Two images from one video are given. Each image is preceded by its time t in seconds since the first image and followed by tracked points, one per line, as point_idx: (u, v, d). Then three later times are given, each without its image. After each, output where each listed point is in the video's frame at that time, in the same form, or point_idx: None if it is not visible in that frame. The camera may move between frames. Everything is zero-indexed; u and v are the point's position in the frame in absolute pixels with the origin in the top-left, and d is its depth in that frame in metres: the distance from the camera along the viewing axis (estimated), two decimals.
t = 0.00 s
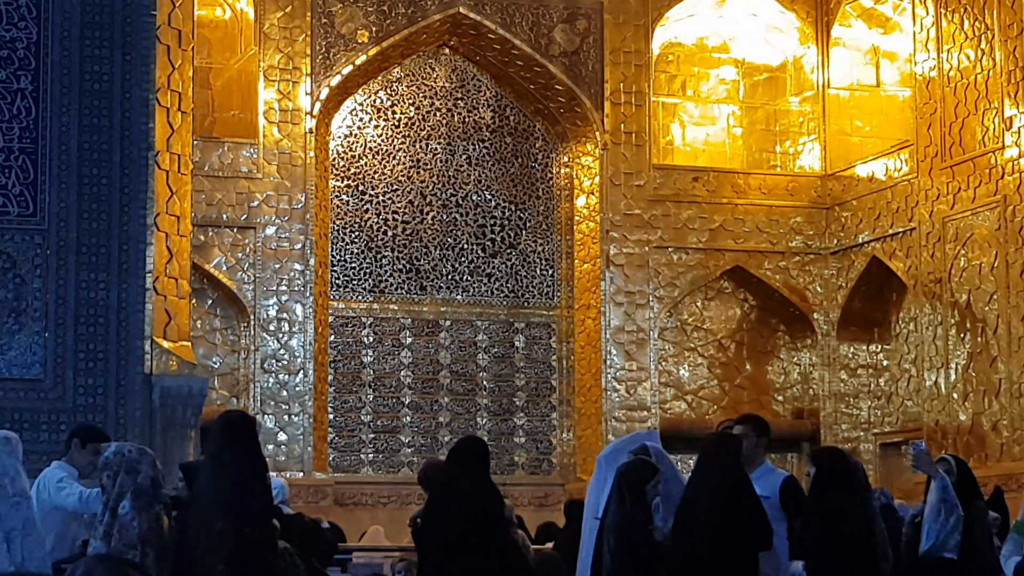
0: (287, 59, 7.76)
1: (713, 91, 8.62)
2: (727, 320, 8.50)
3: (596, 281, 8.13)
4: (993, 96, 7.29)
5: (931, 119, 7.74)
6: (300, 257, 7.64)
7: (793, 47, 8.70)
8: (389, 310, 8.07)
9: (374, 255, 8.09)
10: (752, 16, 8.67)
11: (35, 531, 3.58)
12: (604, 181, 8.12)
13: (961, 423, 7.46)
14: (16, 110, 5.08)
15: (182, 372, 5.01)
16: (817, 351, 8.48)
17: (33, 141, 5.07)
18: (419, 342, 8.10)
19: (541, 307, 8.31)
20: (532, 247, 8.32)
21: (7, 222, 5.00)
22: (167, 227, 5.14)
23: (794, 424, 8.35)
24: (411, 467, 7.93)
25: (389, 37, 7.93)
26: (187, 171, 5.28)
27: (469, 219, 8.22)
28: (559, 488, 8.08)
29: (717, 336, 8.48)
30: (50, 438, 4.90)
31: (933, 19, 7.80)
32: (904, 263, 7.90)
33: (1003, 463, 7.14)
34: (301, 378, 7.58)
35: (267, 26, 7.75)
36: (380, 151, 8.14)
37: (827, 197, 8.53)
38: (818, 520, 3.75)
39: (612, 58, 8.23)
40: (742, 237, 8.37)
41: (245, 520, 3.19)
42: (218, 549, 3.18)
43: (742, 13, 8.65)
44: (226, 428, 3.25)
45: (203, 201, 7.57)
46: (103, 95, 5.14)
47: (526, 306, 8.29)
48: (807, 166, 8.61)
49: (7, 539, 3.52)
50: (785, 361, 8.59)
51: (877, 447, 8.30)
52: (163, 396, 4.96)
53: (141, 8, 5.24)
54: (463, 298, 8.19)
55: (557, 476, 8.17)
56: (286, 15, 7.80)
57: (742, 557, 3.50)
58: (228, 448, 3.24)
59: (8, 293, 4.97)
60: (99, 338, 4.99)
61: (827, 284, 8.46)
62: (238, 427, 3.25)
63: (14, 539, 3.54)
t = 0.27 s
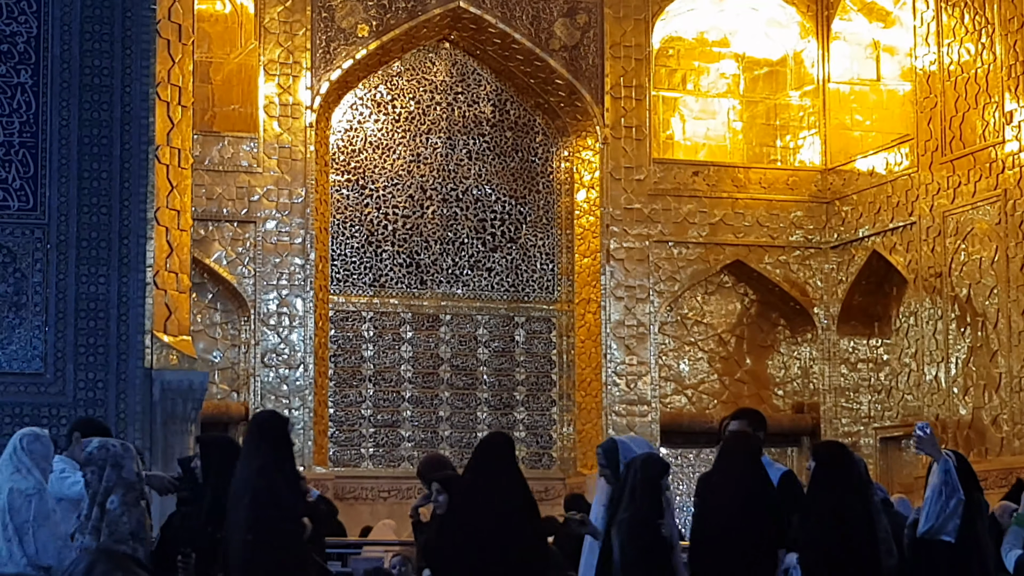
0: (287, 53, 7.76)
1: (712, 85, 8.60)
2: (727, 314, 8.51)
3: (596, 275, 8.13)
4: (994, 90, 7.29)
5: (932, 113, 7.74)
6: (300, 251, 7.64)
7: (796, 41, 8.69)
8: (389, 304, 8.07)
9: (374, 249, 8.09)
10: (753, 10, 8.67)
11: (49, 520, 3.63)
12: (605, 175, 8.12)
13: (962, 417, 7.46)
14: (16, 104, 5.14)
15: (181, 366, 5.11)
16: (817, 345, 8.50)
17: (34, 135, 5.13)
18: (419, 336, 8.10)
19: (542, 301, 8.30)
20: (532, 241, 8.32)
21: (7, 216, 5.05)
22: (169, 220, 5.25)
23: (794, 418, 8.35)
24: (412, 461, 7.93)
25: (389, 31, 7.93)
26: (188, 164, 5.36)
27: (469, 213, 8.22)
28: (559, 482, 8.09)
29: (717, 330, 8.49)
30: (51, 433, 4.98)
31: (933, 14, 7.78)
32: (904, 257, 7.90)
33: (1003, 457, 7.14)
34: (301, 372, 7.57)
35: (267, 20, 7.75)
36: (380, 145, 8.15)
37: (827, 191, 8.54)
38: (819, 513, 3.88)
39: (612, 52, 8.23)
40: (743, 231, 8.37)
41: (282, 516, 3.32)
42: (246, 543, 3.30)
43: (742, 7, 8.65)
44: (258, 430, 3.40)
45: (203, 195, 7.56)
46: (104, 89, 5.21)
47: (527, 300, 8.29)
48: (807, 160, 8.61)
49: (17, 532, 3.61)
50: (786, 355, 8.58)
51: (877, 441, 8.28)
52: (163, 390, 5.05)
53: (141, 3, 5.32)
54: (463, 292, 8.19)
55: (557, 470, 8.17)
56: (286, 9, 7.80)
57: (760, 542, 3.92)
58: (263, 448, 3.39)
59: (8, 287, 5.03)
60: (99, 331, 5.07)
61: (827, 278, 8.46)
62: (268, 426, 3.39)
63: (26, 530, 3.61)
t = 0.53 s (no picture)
0: (289, 49, 7.75)
1: (714, 81, 8.60)
2: (729, 310, 8.51)
3: (598, 271, 8.13)
4: (996, 86, 7.29)
5: (933, 109, 7.74)
6: (301, 247, 7.64)
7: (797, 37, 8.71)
8: (391, 300, 8.08)
9: (376, 245, 8.10)
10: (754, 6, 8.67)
11: (78, 514, 3.06)
12: (606, 171, 8.13)
13: (963, 413, 7.46)
14: (17, 100, 5.16)
15: (183, 362, 5.13)
16: (819, 341, 8.48)
17: (35, 131, 5.15)
18: (421, 332, 8.11)
19: (543, 297, 8.30)
20: (533, 237, 8.32)
21: (9, 211, 5.08)
22: (169, 217, 5.26)
23: (794, 414, 8.37)
24: (413, 457, 7.93)
25: (391, 27, 7.94)
26: (190, 160, 5.37)
27: (471, 209, 8.22)
28: (561, 478, 8.09)
29: (718, 326, 8.49)
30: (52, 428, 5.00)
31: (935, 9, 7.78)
32: (906, 253, 7.90)
33: (1005, 452, 7.14)
34: (303, 368, 7.56)
35: (268, 17, 7.75)
36: (382, 141, 8.15)
37: (829, 187, 8.53)
38: (818, 514, 3.79)
39: (614, 48, 8.22)
40: (744, 227, 8.38)
41: (311, 512, 3.60)
42: (270, 537, 3.59)
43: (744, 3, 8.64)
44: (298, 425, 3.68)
45: (204, 190, 7.57)
46: (105, 85, 5.23)
47: (528, 296, 8.29)
48: (809, 156, 8.61)
49: (45, 529, 3.06)
50: (787, 351, 8.58)
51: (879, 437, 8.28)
52: (166, 385, 5.07)
53: None
54: (464, 288, 8.19)
55: (559, 466, 8.17)
56: (287, 5, 7.79)
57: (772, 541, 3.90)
58: (301, 444, 3.66)
59: (10, 283, 5.06)
60: (100, 328, 5.09)
61: (828, 274, 8.45)
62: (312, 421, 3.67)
63: (55, 525, 3.05)
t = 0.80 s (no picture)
0: (290, 43, 7.76)
1: (715, 74, 8.58)
2: (730, 304, 8.50)
3: (599, 265, 8.13)
4: (997, 79, 7.29)
5: (935, 103, 7.74)
6: (303, 241, 7.64)
7: (798, 30, 8.71)
8: (393, 294, 8.08)
9: (377, 239, 8.09)
10: None
11: (113, 507, 3.22)
12: (607, 165, 8.13)
13: (965, 407, 7.46)
14: (19, 94, 5.17)
15: (185, 357, 5.11)
16: (820, 335, 8.48)
17: (36, 125, 5.16)
18: (422, 326, 8.09)
19: (545, 291, 8.30)
20: (535, 231, 8.32)
21: (10, 205, 5.09)
22: (171, 212, 5.21)
23: (796, 407, 8.33)
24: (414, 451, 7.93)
25: (392, 21, 7.94)
26: (191, 156, 5.32)
27: (473, 203, 8.22)
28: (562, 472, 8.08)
29: (720, 320, 8.48)
30: (55, 422, 5.01)
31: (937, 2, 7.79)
32: (908, 247, 7.89)
33: (1007, 446, 7.14)
34: (304, 362, 7.57)
35: (270, 11, 7.75)
36: (383, 135, 8.14)
37: (830, 181, 8.53)
38: (817, 514, 3.79)
39: (615, 42, 8.23)
40: (746, 221, 8.37)
41: (352, 501, 3.61)
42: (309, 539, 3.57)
43: None
44: (329, 416, 3.69)
45: (206, 184, 7.56)
46: (106, 79, 5.23)
47: (529, 290, 8.29)
48: (811, 149, 8.61)
49: (81, 522, 3.21)
50: (789, 345, 8.58)
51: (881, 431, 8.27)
52: (168, 379, 5.06)
53: None
54: (466, 282, 8.19)
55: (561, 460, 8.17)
56: None
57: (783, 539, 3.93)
58: (328, 435, 3.67)
59: (11, 277, 5.07)
60: (102, 322, 5.09)
61: (830, 268, 8.46)
62: (341, 414, 3.69)
63: (89, 517, 3.21)
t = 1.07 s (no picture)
0: (294, 38, 7.76)
1: (719, 69, 8.60)
2: (734, 300, 8.51)
3: (603, 260, 8.13)
4: (1002, 75, 7.27)
5: (939, 98, 7.72)
6: (307, 236, 7.64)
7: (802, 26, 8.70)
8: (396, 289, 8.08)
9: (381, 234, 8.08)
10: None
11: (158, 508, 3.43)
12: (611, 161, 8.12)
13: (969, 403, 7.45)
14: (23, 89, 5.16)
15: (189, 351, 5.16)
16: (823, 330, 8.50)
17: (40, 120, 5.16)
18: (426, 321, 8.11)
19: (548, 286, 8.31)
20: (538, 226, 8.33)
21: (14, 200, 5.09)
22: (176, 206, 5.29)
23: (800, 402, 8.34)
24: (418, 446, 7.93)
25: (396, 16, 7.93)
26: (195, 150, 5.41)
27: (476, 199, 8.22)
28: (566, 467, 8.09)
29: (723, 315, 8.48)
30: (59, 417, 5.01)
31: None
32: (911, 242, 7.90)
33: (1010, 442, 7.14)
34: (308, 357, 7.57)
35: (273, 6, 7.75)
36: (387, 130, 8.14)
37: (835, 176, 8.51)
38: (823, 502, 3.87)
39: (619, 37, 8.22)
40: (750, 216, 8.37)
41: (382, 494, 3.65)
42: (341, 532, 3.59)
43: None
44: (357, 417, 3.74)
45: (210, 179, 7.56)
46: (110, 74, 5.24)
47: (533, 285, 8.30)
48: (815, 145, 8.60)
49: (125, 524, 3.41)
50: (792, 340, 8.58)
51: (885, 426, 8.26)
52: (172, 374, 5.10)
53: None
54: (469, 277, 8.19)
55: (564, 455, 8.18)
56: None
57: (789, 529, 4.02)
58: (357, 434, 3.73)
59: (15, 273, 5.07)
60: (106, 318, 5.10)
61: (834, 263, 8.47)
62: (372, 413, 3.73)
63: (134, 520, 3.41)
